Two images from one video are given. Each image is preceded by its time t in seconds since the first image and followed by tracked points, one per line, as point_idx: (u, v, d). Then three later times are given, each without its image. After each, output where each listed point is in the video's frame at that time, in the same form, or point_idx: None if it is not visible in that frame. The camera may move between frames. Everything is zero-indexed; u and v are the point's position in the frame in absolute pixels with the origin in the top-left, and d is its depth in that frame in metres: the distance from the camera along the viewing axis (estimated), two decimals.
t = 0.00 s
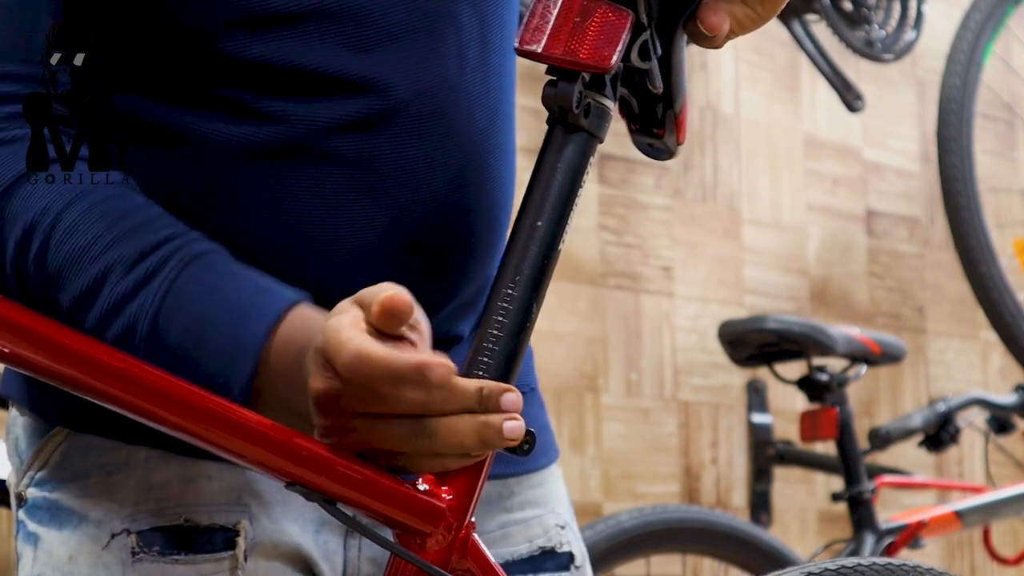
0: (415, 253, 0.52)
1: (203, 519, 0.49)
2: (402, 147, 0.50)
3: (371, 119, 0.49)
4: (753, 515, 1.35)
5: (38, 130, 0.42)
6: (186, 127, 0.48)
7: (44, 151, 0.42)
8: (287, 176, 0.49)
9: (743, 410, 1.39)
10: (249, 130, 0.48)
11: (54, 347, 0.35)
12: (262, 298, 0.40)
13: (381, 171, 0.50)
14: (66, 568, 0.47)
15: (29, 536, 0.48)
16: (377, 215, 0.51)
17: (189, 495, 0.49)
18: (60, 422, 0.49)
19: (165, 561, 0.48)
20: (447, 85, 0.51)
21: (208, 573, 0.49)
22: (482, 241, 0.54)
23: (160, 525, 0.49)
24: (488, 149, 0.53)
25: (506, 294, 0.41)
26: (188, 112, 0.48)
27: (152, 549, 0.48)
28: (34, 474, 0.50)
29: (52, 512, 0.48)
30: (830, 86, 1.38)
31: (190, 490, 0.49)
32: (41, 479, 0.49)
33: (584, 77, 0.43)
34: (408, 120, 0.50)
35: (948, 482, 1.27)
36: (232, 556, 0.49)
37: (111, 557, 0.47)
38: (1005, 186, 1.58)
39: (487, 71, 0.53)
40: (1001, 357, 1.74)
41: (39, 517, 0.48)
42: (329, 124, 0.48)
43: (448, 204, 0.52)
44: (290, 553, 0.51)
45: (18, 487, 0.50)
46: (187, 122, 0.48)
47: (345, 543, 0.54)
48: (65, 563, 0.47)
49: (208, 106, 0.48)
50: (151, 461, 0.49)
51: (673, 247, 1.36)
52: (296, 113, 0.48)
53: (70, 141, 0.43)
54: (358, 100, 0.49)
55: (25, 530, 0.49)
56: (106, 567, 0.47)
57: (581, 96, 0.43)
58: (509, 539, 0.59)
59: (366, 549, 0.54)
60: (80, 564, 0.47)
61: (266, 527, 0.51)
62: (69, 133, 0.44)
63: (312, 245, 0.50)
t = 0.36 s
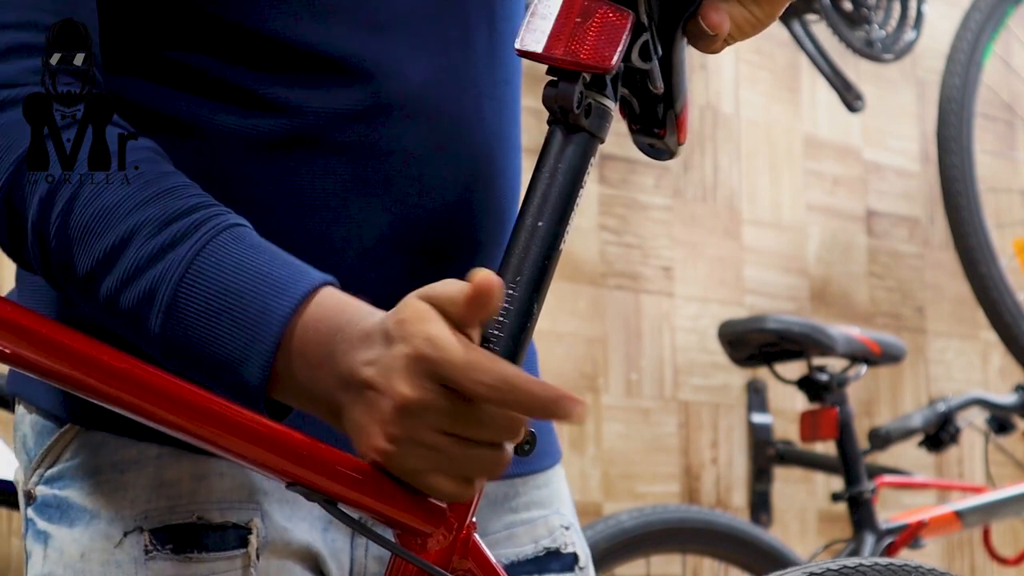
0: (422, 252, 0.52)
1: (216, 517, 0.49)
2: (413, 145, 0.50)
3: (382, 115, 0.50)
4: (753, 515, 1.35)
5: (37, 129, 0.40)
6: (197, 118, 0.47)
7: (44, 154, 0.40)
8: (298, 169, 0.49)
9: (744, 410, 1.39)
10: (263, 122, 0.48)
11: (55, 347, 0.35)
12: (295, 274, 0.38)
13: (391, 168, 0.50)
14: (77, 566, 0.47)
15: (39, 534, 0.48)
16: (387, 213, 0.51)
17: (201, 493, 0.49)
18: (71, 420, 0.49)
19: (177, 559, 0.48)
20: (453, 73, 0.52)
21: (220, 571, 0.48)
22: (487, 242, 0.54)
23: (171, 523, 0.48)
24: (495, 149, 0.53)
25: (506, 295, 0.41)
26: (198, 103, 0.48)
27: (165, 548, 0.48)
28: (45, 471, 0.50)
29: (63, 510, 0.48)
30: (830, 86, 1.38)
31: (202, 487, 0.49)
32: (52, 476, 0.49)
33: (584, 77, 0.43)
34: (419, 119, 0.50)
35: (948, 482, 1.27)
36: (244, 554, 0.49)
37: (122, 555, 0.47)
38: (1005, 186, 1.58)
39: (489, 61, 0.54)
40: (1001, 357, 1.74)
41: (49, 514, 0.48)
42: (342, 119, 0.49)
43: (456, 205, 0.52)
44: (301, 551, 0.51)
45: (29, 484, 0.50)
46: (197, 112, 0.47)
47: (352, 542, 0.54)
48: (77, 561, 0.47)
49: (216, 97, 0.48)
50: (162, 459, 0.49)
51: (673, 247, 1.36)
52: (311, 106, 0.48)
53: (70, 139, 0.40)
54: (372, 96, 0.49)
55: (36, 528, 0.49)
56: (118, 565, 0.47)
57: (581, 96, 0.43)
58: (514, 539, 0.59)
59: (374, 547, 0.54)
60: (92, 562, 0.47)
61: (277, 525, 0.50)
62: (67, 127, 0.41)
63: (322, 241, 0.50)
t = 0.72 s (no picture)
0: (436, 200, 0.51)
1: (228, 514, 0.47)
2: (420, 83, 0.49)
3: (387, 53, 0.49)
4: (753, 515, 1.35)
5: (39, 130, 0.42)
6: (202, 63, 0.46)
7: (44, 151, 0.41)
8: (304, 110, 0.47)
9: (744, 410, 1.40)
10: (266, 62, 0.47)
11: (54, 346, 0.35)
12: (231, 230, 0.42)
13: (399, 110, 0.49)
14: (86, 563, 0.45)
15: (49, 529, 0.46)
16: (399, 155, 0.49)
17: (214, 488, 0.47)
18: (82, 414, 0.47)
19: (190, 556, 0.46)
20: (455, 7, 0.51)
21: (232, 570, 0.47)
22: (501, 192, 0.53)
23: (184, 520, 0.46)
24: (501, 95, 0.52)
25: (505, 293, 0.41)
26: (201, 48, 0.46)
27: (177, 545, 0.46)
28: (55, 465, 0.47)
29: (73, 505, 0.46)
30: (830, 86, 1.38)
31: (214, 482, 0.48)
32: (63, 470, 0.47)
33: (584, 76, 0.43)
34: (424, 58, 0.49)
35: (948, 482, 1.27)
36: (256, 552, 0.48)
37: (133, 552, 0.45)
38: (1005, 186, 1.59)
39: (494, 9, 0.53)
40: (1001, 357, 1.74)
41: (59, 510, 0.46)
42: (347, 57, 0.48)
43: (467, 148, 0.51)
44: (314, 546, 0.50)
45: (36, 478, 0.48)
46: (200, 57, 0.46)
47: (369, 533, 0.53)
48: (87, 558, 0.45)
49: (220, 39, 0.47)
50: (173, 453, 0.47)
51: (673, 247, 1.36)
52: (315, 44, 0.47)
53: (70, 138, 0.42)
54: (375, 31, 0.48)
55: (45, 523, 0.47)
56: (129, 563, 0.45)
57: (579, 95, 0.43)
58: (534, 539, 0.59)
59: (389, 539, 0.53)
60: (102, 559, 0.45)
61: (288, 520, 0.49)
62: (67, 127, 0.43)
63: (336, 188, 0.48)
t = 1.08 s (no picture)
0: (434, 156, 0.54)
1: (255, 510, 0.47)
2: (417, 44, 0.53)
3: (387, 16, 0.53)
4: (753, 515, 1.35)
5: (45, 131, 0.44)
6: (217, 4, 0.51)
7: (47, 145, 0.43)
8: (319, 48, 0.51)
9: (744, 410, 1.40)
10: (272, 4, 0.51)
11: (54, 346, 0.35)
12: (235, 92, 0.44)
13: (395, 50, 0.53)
14: (111, 559, 0.45)
15: (75, 523, 0.46)
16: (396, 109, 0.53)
17: (242, 483, 0.47)
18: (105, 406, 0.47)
19: (218, 554, 0.46)
20: None
21: (260, 567, 0.47)
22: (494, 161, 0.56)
23: (212, 516, 0.46)
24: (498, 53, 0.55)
25: (505, 294, 0.41)
26: None
27: (205, 542, 0.46)
28: (79, 458, 0.48)
29: (97, 499, 0.46)
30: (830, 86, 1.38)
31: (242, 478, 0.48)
32: (87, 463, 0.47)
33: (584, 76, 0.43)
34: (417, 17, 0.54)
35: (948, 482, 1.27)
36: (285, 549, 0.48)
37: (161, 549, 0.45)
38: (1006, 186, 1.59)
39: None
40: (1002, 357, 1.74)
41: (84, 503, 0.47)
42: (341, 15, 0.52)
43: (457, 110, 0.55)
44: (345, 540, 0.50)
45: (61, 470, 0.48)
46: None
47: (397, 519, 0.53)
48: (112, 554, 0.45)
49: None
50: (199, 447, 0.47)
51: (673, 247, 1.36)
52: None
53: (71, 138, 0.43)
54: None
55: (71, 517, 0.47)
56: (155, 560, 0.45)
57: (579, 94, 0.43)
58: (565, 539, 0.59)
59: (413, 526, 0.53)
60: (128, 556, 0.45)
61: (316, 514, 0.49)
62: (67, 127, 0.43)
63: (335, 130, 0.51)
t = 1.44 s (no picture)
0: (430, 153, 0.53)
1: (284, 507, 0.47)
2: (425, 39, 0.53)
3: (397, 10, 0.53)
4: (753, 515, 1.35)
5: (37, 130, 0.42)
6: None
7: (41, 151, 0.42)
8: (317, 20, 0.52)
9: (744, 410, 1.40)
10: None
11: (55, 347, 0.35)
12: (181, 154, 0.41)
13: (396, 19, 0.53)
14: (140, 557, 0.45)
15: (98, 521, 0.46)
16: (402, 87, 0.52)
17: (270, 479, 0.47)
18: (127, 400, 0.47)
19: (248, 553, 0.46)
20: None
21: (289, 566, 0.47)
22: (494, 166, 0.55)
23: (238, 514, 0.46)
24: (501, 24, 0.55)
25: (506, 295, 0.41)
26: None
27: (235, 541, 0.46)
28: (102, 453, 0.47)
29: (123, 495, 0.46)
30: (830, 86, 1.38)
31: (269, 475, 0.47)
32: (111, 458, 0.47)
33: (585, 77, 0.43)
34: None
35: (948, 482, 1.27)
36: (312, 547, 0.48)
37: (190, 548, 0.45)
38: (1005, 186, 1.59)
39: None
40: (1001, 357, 1.74)
41: (108, 500, 0.46)
42: None
43: (464, 76, 0.54)
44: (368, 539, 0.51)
45: (82, 466, 0.47)
46: None
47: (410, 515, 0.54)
48: (140, 552, 0.45)
49: None
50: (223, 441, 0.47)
51: (673, 247, 1.36)
52: None
53: (69, 138, 0.42)
54: None
55: (94, 515, 0.47)
56: (184, 558, 0.45)
57: (580, 94, 0.43)
58: (573, 547, 0.59)
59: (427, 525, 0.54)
60: (156, 554, 0.45)
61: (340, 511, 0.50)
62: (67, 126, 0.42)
63: (323, 117, 0.51)
